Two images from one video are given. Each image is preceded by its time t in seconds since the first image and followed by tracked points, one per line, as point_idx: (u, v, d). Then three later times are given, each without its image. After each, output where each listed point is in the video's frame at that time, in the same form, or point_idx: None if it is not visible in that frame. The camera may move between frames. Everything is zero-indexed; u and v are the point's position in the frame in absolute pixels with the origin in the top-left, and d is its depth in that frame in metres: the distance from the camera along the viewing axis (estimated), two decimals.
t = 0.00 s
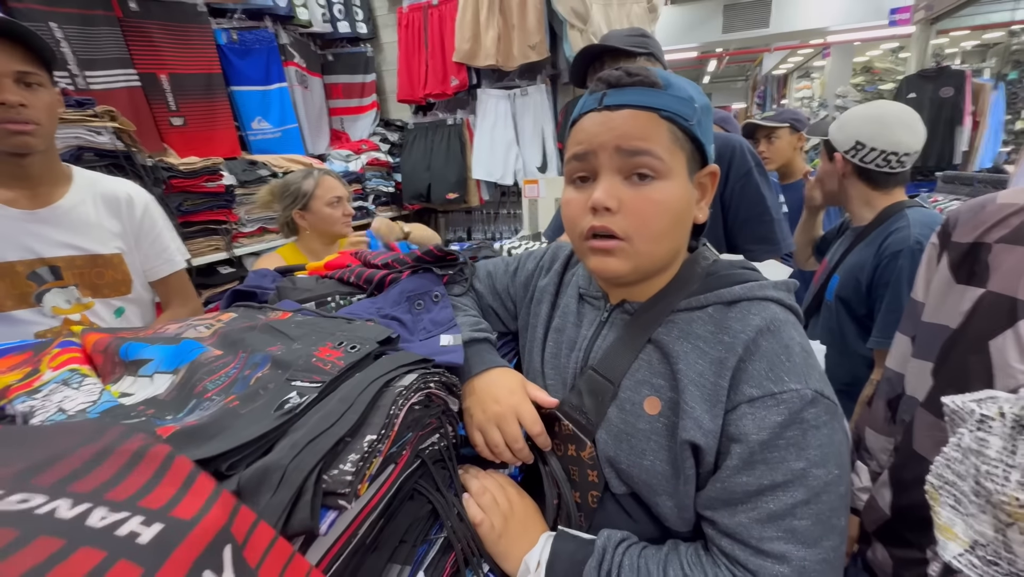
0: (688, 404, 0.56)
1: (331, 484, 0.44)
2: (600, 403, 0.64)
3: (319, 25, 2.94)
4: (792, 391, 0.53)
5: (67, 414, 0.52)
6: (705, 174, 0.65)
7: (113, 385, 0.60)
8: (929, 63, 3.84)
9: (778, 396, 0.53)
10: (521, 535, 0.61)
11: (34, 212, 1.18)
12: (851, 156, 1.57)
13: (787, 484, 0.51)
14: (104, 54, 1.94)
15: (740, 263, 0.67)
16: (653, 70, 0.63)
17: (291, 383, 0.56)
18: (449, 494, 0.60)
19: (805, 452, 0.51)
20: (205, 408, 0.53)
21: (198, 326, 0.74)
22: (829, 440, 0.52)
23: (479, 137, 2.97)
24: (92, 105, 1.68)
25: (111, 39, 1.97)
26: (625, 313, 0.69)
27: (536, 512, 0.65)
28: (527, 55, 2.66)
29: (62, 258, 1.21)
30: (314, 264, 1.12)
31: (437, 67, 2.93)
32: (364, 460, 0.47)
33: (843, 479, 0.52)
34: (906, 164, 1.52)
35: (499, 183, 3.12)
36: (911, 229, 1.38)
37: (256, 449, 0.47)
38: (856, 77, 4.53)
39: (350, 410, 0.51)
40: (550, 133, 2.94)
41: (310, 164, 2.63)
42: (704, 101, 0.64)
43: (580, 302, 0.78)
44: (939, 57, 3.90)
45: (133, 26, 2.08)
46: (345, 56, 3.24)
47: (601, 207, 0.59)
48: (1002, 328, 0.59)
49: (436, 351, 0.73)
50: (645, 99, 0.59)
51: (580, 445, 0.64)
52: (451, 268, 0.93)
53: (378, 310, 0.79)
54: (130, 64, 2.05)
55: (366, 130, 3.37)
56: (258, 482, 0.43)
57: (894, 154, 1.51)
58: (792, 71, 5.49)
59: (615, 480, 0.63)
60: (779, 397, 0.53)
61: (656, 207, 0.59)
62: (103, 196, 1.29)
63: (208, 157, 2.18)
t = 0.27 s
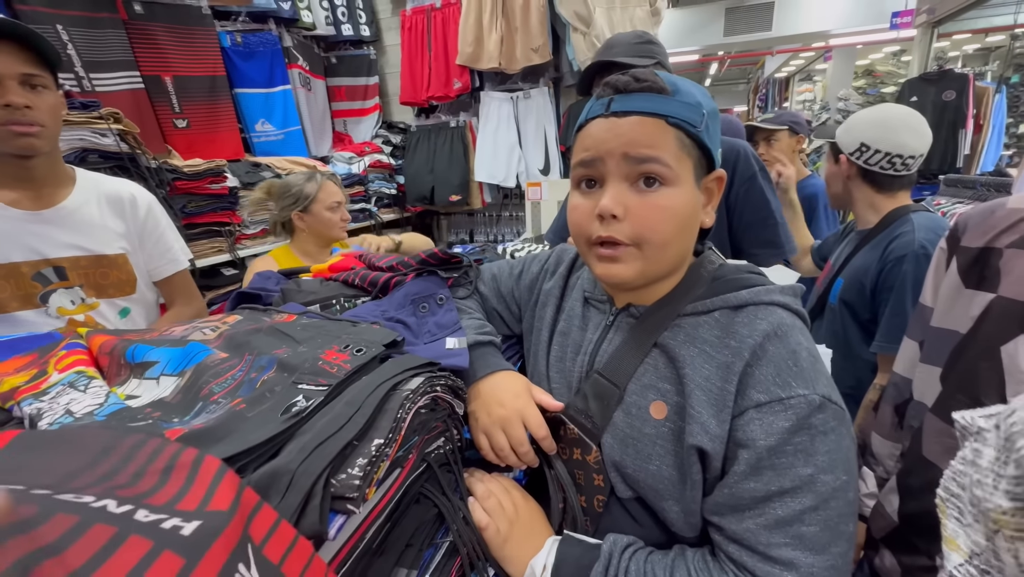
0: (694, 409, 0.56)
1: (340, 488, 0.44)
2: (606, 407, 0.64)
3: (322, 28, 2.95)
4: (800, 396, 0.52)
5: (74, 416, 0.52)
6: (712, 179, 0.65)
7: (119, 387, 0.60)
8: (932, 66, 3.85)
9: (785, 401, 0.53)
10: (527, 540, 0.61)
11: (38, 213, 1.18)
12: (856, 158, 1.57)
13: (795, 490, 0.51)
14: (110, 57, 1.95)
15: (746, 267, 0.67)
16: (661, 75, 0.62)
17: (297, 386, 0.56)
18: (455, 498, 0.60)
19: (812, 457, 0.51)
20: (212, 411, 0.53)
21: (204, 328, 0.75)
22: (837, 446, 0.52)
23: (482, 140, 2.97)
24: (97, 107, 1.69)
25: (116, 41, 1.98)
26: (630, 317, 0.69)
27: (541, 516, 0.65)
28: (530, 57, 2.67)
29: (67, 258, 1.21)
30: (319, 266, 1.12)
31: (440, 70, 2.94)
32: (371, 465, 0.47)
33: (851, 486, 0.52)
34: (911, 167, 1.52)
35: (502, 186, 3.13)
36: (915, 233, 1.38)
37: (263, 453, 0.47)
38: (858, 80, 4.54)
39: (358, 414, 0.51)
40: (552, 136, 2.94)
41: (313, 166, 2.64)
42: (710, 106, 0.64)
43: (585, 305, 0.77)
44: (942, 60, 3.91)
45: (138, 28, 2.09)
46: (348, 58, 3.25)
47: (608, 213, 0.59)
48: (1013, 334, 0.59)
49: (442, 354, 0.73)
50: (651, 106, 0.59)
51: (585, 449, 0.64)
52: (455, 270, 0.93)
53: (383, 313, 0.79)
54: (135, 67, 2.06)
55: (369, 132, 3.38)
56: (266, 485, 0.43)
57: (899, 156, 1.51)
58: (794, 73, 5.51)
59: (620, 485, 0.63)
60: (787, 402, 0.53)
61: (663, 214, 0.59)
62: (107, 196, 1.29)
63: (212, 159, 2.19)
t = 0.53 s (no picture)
0: (698, 405, 0.56)
1: (345, 482, 0.45)
2: (609, 404, 0.64)
3: (325, 27, 2.95)
4: (804, 392, 0.52)
5: (80, 410, 0.52)
6: (718, 177, 0.65)
7: (125, 382, 0.61)
8: (935, 66, 3.85)
9: (789, 398, 0.53)
10: (530, 536, 0.61)
11: (43, 209, 1.18)
12: (860, 157, 1.58)
13: (798, 487, 0.51)
14: (114, 55, 1.96)
15: (750, 264, 0.67)
16: (670, 72, 0.62)
17: (302, 381, 0.57)
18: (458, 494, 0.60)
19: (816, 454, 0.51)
20: (217, 406, 0.53)
21: (209, 324, 0.75)
22: (841, 442, 0.52)
23: (484, 139, 2.97)
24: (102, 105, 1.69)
25: (120, 40, 1.99)
26: (634, 314, 0.69)
27: (544, 513, 0.65)
28: (532, 57, 2.67)
29: (72, 254, 1.21)
30: (322, 263, 1.13)
31: (442, 69, 2.94)
32: (376, 458, 0.48)
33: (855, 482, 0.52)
34: (914, 167, 1.52)
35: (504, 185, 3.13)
36: (918, 233, 1.38)
37: (269, 446, 0.48)
38: (861, 81, 4.53)
39: (362, 409, 0.51)
40: (555, 135, 2.94)
41: (316, 164, 2.65)
42: (718, 105, 0.64)
43: (588, 302, 0.78)
44: (945, 60, 3.90)
45: (142, 27, 2.10)
46: (351, 57, 3.25)
47: (617, 210, 0.59)
48: (1017, 332, 0.59)
49: (446, 351, 0.73)
50: (662, 103, 0.59)
51: (588, 446, 0.64)
52: (458, 268, 0.93)
53: (386, 310, 0.80)
54: (138, 65, 2.06)
55: (371, 131, 3.39)
56: (272, 478, 0.44)
57: (902, 157, 1.51)
58: (796, 74, 5.53)
59: (623, 481, 0.63)
60: (791, 398, 0.53)
61: (671, 212, 0.59)
62: (111, 192, 1.30)
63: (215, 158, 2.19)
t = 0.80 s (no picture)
0: (697, 407, 0.57)
1: (346, 479, 0.45)
2: (609, 404, 0.64)
3: (327, 27, 2.95)
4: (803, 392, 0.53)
5: (82, 407, 0.53)
6: (718, 177, 0.65)
7: (126, 380, 0.61)
8: (937, 68, 3.85)
9: (787, 397, 0.53)
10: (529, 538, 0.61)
11: (46, 207, 1.18)
12: (857, 158, 1.57)
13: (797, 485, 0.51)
14: (116, 55, 1.96)
15: (750, 264, 0.67)
16: (669, 72, 0.63)
17: (302, 379, 0.57)
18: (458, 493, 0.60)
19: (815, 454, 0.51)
20: (218, 403, 0.54)
21: (210, 323, 0.75)
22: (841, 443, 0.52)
23: (485, 140, 2.98)
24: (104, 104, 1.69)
25: (122, 39, 1.99)
26: (634, 314, 0.69)
27: (544, 512, 0.65)
28: (534, 57, 2.67)
29: (75, 252, 1.22)
30: (323, 262, 1.13)
31: (444, 70, 2.94)
32: (377, 456, 0.48)
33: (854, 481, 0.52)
34: (910, 168, 1.52)
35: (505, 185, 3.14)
36: (916, 233, 1.37)
37: (270, 444, 0.48)
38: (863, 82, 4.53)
39: (363, 407, 0.51)
40: (556, 136, 2.95)
41: (317, 164, 2.65)
42: (718, 105, 0.65)
43: (588, 301, 0.78)
44: (947, 61, 3.90)
45: (144, 26, 2.10)
46: (353, 57, 3.26)
47: (618, 210, 0.59)
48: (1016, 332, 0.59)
49: (446, 350, 0.73)
50: (662, 102, 0.59)
51: (588, 445, 0.65)
52: (459, 268, 0.93)
53: (387, 309, 0.80)
54: (140, 65, 2.06)
55: (373, 131, 3.39)
56: (272, 476, 0.44)
57: (900, 157, 1.51)
58: (798, 75, 5.55)
59: (623, 480, 0.63)
60: (788, 398, 0.53)
61: (673, 211, 0.59)
62: (113, 190, 1.30)
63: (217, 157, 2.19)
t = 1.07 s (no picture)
0: (708, 373, 0.55)
1: (343, 476, 0.45)
2: (608, 393, 0.64)
3: (328, 26, 2.95)
4: (816, 323, 0.51)
5: (79, 405, 0.53)
6: (707, 157, 0.68)
7: (124, 378, 0.61)
8: (939, 68, 3.84)
9: (804, 332, 0.51)
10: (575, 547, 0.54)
11: (47, 206, 1.17)
12: (857, 159, 1.57)
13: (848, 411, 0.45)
14: (117, 53, 1.96)
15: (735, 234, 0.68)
16: (657, 54, 0.66)
17: (300, 376, 0.57)
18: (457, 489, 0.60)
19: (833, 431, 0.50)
20: (216, 401, 0.53)
21: (208, 320, 0.75)
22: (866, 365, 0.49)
23: (486, 139, 2.97)
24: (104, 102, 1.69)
25: (123, 37, 1.99)
26: (627, 297, 0.70)
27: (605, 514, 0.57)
28: (535, 56, 2.67)
29: (76, 250, 1.21)
30: (322, 261, 1.13)
31: (445, 69, 2.94)
32: (375, 452, 0.47)
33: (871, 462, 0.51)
34: (908, 169, 1.52)
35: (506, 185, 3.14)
36: (920, 235, 1.37)
37: (267, 441, 0.47)
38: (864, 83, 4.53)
39: (361, 403, 0.51)
40: (557, 135, 2.94)
41: (318, 163, 2.65)
42: (705, 86, 0.68)
43: (583, 291, 0.78)
44: (949, 62, 3.89)
45: (145, 25, 2.10)
46: (354, 56, 3.26)
47: (609, 187, 0.61)
48: None
49: (446, 348, 0.73)
50: (650, 81, 0.62)
51: (589, 437, 0.64)
52: (457, 265, 0.93)
53: (386, 307, 0.79)
54: (140, 63, 2.06)
55: (373, 130, 3.39)
56: (269, 473, 0.44)
57: (900, 159, 1.50)
58: (799, 76, 5.56)
59: (632, 464, 0.62)
60: (806, 331, 0.51)
61: (662, 188, 0.61)
62: (112, 188, 1.30)
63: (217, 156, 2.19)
